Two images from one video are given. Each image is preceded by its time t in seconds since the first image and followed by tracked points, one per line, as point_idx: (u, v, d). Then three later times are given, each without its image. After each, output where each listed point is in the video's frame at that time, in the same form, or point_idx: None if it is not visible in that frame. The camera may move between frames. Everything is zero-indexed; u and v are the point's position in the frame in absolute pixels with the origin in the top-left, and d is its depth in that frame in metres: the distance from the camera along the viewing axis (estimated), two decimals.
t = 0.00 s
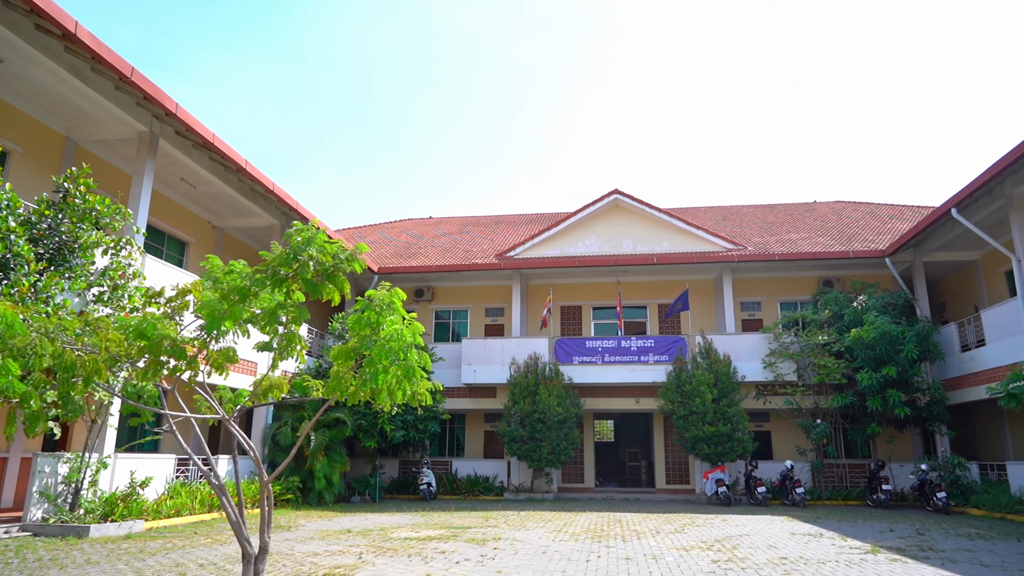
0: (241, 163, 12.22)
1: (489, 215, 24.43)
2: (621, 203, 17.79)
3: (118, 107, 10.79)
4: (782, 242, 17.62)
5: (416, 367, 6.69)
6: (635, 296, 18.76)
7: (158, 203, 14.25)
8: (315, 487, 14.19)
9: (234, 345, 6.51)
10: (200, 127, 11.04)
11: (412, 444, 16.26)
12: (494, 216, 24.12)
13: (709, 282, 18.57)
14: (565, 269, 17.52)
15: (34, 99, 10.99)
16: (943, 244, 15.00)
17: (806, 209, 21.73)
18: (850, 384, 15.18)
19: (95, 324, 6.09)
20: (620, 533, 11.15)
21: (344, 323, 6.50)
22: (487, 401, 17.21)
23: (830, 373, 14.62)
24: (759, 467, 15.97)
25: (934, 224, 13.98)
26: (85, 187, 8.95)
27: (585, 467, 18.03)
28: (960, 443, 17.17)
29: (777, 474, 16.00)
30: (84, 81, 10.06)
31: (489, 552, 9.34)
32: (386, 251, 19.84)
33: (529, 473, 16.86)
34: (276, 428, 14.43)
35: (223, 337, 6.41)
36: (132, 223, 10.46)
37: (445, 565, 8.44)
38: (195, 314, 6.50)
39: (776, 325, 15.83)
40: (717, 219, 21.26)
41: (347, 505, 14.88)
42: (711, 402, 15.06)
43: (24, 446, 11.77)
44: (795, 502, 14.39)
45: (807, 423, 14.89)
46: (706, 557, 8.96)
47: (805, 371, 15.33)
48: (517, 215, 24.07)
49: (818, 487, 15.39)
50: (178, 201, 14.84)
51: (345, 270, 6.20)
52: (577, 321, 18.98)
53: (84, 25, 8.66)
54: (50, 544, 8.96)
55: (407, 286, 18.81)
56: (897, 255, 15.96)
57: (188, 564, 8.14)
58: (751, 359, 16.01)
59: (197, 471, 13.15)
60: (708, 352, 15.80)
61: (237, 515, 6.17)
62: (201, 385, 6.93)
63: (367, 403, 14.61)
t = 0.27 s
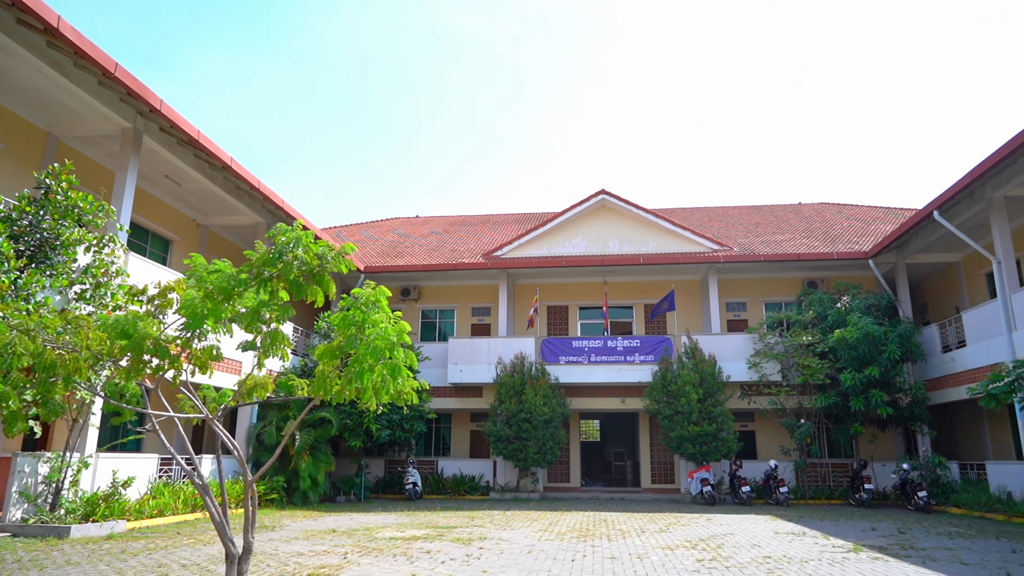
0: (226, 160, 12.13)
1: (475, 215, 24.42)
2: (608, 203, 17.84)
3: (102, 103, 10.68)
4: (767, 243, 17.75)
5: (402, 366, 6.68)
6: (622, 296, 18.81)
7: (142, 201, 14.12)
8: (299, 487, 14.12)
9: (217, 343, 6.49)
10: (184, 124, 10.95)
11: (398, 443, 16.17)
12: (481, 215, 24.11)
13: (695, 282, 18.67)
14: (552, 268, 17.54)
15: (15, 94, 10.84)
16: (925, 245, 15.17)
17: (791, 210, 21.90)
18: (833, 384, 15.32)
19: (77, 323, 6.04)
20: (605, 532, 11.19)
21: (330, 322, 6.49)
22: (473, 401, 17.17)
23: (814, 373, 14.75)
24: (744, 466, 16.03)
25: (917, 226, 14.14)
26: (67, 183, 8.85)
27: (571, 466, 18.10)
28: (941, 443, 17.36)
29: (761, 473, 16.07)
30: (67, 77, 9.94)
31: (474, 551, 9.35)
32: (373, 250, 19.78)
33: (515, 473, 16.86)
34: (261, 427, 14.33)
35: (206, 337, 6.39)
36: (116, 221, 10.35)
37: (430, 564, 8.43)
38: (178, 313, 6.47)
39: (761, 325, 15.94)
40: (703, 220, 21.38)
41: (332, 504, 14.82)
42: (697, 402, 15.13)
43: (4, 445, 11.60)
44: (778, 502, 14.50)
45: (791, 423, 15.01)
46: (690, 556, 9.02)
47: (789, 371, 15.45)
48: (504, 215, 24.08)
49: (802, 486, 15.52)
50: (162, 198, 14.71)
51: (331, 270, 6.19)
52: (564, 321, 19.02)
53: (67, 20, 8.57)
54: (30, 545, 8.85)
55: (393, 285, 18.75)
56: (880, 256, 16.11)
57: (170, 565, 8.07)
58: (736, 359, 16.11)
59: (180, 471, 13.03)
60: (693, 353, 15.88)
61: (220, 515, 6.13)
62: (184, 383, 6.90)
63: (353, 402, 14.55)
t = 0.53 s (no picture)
0: (211, 158, 12.04)
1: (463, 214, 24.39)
2: (595, 203, 17.89)
3: (84, 98, 10.54)
4: (753, 244, 17.86)
5: (388, 365, 6.65)
6: (608, 296, 18.87)
7: (125, 198, 13.98)
8: (284, 487, 14.04)
9: (201, 343, 6.46)
10: (168, 121, 10.86)
11: (384, 442, 16.14)
12: (468, 215, 24.09)
13: (681, 283, 18.76)
14: (538, 268, 17.56)
15: None
16: (908, 247, 15.34)
17: (776, 211, 22.06)
18: (817, 384, 15.43)
19: (58, 321, 5.97)
20: (591, 532, 11.21)
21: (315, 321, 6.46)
22: (460, 400, 17.17)
23: (798, 373, 14.86)
24: (729, 465, 16.11)
25: (899, 228, 14.29)
26: (49, 180, 8.74)
27: (558, 466, 18.16)
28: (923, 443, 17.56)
29: (746, 473, 16.16)
30: (49, 72, 9.80)
31: (460, 550, 9.34)
32: (359, 249, 19.70)
33: (501, 472, 16.87)
34: (245, 427, 14.23)
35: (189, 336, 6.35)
36: (98, 217, 10.22)
37: (416, 564, 8.41)
38: (161, 311, 6.41)
39: (746, 326, 16.04)
40: (689, 221, 21.48)
41: (317, 504, 14.75)
42: (682, 401, 15.20)
43: None
44: (763, 501, 14.61)
45: (776, 423, 15.12)
46: (675, 555, 9.06)
47: (774, 371, 15.56)
48: (491, 214, 24.07)
49: (786, 485, 15.64)
50: (146, 196, 14.57)
51: (317, 270, 6.16)
52: (550, 320, 19.04)
53: (49, 14, 8.46)
54: (9, 546, 8.74)
55: (380, 284, 18.69)
56: (864, 258, 16.26)
57: (152, 566, 7.99)
58: (721, 359, 16.20)
59: (163, 471, 12.92)
60: (679, 353, 15.95)
61: (204, 515, 6.08)
62: (167, 382, 6.85)
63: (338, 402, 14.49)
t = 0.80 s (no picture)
0: (196, 155, 11.94)
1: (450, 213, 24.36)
2: (582, 204, 17.92)
3: (67, 94, 10.41)
4: (739, 245, 17.97)
5: (374, 364, 6.64)
6: (595, 296, 18.92)
7: (108, 195, 13.85)
8: (269, 486, 13.97)
9: (184, 342, 6.43)
10: (153, 118, 10.77)
11: (370, 442, 16.10)
12: (456, 214, 24.06)
13: (667, 283, 18.84)
14: (525, 268, 17.57)
15: None
16: (892, 248, 15.49)
17: (762, 212, 22.21)
18: (802, 384, 15.55)
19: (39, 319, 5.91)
20: (576, 531, 11.24)
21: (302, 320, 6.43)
22: (446, 400, 17.16)
23: (783, 373, 14.97)
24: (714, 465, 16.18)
25: (883, 229, 14.43)
26: (30, 176, 8.63)
27: (544, 466, 18.17)
28: (905, 443, 17.74)
29: (731, 472, 16.23)
30: (31, 67, 9.66)
31: (446, 550, 9.33)
32: (346, 248, 19.63)
33: (487, 472, 16.87)
34: (230, 426, 14.13)
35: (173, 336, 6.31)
36: (81, 214, 10.10)
37: (401, 564, 8.39)
38: (145, 310, 6.37)
39: (731, 326, 16.13)
40: (676, 221, 21.58)
41: (302, 504, 14.68)
42: (668, 401, 15.27)
43: None
44: (747, 500, 14.71)
45: (760, 423, 15.22)
46: (660, 554, 9.10)
47: (759, 371, 15.67)
48: (479, 214, 24.06)
49: (770, 485, 15.75)
50: (130, 193, 14.43)
51: (304, 271, 6.15)
52: (537, 320, 19.06)
53: (31, 9, 8.37)
54: None
55: (366, 283, 18.62)
56: (848, 259, 16.41)
57: (135, 566, 7.91)
58: (707, 359, 16.28)
59: (146, 471, 12.81)
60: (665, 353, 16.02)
61: (187, 515, 6.03)
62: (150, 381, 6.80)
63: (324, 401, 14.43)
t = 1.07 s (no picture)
0: (182, 153, 11.86)
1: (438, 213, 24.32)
2: (570, 204, 17.95)
3: (51, 91, 10.27)
4: (726, 246, 18.06)
5: (361, 363, 6.61)
6: (583, 296, 18.96)
7: (92, 192, 13.72)
8: (254, 486, 13.90)
9: (169, 341, 6.40)
10: (138, 114, 10.67)
11: (356, 442, 16.05)
12: (444, 213, 24.02)
13: (654, 284, 18.91)
14: (513, 268, 17.57)
15: None
16: (876, 250, 15.63)
17: (749, 213, 22.34)
18: (787, 384, 15.66)
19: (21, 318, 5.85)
20: (563, 531, 11.26)
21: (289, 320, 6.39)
22: (433, 399, 17.13)
23: (769, 373, 15.07)
24: (700, 465, 16.27)
25: (868, 231, 14.55)
26: (13, 173, 8.53)
27: (531, 465, 18.18)
28: (888, 442, 17.92)
29: (716, 472, 16.33)
30: (14, 63, 9.50)
31: (432, 550, 9.32)
32: (333, 247, 19.55)
33: (474, 471, 16.86)
34: (215, 426, 14.04)
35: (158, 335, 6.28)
36: (65, 212, 9.99)
37: (387, 564, 8.37)
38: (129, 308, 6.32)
39: (718, 327, 16.21)
40: (663, 222, 21.66)
41: (288, 504, 14.61)
42: (655, 401, 15.32)
43: None
44: (733, 500, 14.80)
45: (746, 423, 15.32)
46: (646, 554, 9.13)
47: (745, 371, 15.76)
48: (467, 213, 24.03)
49: (756, 484, 15.84)
50: (114, 191, 14.30)
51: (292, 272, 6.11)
52: (525, 320, 19.06)
53: (13, 4, 8.27)
54: None
55: (354, 283, 18.55)
56: (834, 260, 16.53)
57: (118, 567, 7.84)
58: (693, 360, 16.36)
59: (130, 471, 12.71)
60: (651, 353, 16.08)
61: (171, 515, 5.99)
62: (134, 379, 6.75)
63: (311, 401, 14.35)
